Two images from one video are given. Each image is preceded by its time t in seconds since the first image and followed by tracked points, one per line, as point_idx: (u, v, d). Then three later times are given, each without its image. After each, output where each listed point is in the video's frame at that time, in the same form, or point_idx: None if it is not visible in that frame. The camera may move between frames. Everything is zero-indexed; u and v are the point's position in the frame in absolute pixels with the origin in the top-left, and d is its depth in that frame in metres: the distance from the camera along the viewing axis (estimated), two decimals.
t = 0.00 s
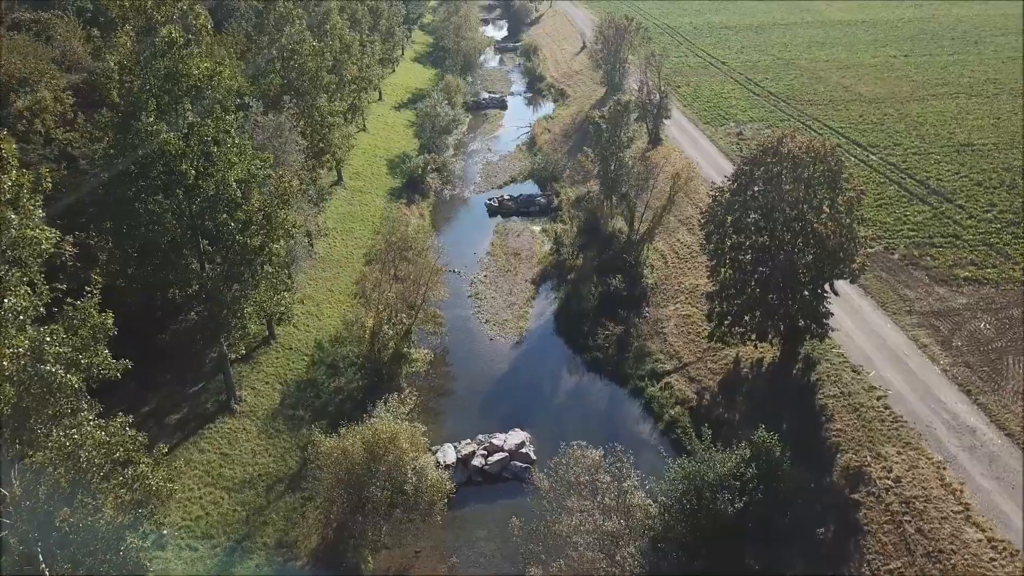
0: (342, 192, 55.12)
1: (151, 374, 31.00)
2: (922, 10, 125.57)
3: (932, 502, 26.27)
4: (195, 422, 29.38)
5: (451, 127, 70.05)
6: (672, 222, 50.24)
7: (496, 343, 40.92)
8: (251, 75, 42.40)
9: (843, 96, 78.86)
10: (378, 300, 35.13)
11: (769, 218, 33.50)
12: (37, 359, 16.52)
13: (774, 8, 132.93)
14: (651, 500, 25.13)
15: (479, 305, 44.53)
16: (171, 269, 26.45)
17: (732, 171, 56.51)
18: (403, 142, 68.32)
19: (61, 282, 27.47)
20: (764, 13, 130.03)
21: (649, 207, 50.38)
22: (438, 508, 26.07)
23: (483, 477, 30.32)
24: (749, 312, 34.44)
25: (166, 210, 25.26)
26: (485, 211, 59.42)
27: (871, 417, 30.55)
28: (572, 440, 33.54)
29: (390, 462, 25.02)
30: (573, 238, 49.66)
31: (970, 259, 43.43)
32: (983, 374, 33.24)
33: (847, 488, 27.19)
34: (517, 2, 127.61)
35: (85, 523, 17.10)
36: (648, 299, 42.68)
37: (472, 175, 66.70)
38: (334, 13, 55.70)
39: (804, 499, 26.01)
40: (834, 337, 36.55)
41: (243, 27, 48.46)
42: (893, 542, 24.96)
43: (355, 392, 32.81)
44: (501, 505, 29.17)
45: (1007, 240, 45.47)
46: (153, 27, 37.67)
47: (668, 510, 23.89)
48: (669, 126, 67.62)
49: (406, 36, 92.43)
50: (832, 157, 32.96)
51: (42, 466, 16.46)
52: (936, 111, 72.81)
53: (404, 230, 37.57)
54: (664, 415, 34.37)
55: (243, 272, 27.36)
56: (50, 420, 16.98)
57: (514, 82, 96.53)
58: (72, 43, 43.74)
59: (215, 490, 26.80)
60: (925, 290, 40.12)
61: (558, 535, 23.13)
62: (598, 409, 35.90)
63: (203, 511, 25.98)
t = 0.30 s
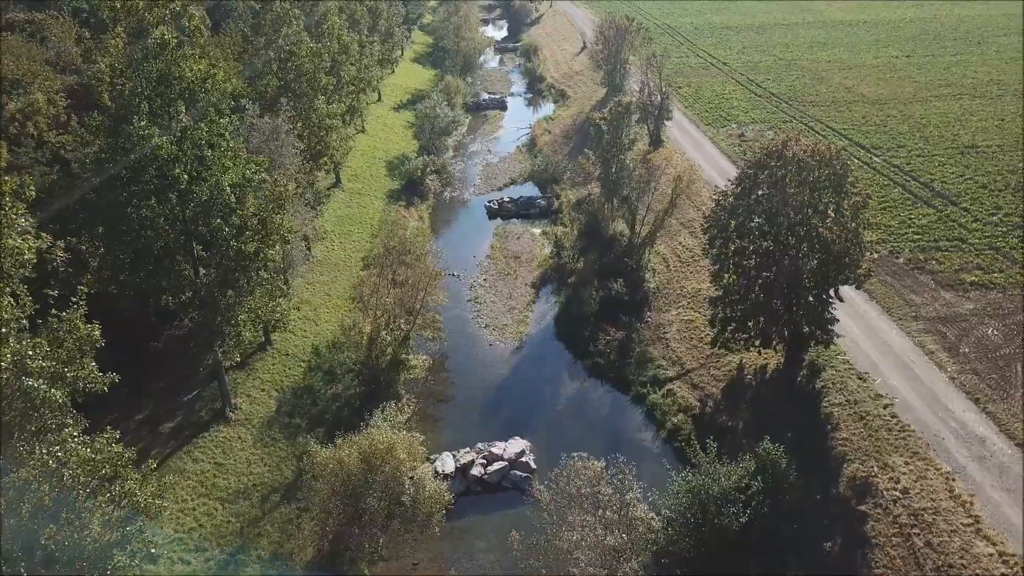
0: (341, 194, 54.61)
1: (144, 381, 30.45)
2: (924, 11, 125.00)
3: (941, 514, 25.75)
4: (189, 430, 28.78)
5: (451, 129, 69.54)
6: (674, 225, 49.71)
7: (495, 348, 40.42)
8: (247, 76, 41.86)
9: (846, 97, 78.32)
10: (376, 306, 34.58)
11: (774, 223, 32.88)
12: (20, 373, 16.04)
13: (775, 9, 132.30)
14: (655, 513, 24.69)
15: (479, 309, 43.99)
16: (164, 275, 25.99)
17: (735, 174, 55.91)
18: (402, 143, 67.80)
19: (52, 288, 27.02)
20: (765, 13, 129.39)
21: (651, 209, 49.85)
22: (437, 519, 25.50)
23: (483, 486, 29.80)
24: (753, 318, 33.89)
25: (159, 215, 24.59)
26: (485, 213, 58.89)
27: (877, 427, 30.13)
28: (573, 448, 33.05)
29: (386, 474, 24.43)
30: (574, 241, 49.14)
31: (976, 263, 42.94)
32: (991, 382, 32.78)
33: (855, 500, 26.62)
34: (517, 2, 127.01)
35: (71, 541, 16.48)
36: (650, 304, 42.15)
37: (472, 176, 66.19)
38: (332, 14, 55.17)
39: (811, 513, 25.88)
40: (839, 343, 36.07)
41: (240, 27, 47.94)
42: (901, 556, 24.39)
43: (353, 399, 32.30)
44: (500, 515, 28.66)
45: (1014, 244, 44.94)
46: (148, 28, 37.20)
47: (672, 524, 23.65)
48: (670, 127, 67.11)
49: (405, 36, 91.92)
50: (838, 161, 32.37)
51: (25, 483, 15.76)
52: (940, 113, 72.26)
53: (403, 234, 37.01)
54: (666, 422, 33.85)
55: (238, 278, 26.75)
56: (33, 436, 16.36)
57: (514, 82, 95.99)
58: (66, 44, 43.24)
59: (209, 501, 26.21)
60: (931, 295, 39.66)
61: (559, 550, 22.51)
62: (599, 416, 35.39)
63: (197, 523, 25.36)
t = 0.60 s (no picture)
0: (339, 197, 54.15)
1: (139, 388, 29.94)
2: (925, 11, 124.64)
3: (950, 526, 25.41)
4: (183, 438, 28.21)
5: (450, 130, 69.09)
6: (675, 228, 49.22)
7: (495, 353, 39.95)
8: (244, 78, 41.41)
9: (848, 98, 77.85)
10: (374, 311, 34.08)
11: (777, 227, 32.40)
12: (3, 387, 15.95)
13: (776, 9, 131.84)
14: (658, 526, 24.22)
15: (478, 314, 43.51)
16: (157, 283, 25.33)
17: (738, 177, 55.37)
18: (401, 145, 67.32)
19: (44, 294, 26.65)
20: (766, 13, 128.93)
21: (652, 212, 49.38)
22: (435, 530, 24.98)
23: (482, 496, 29.32)
24: (757, 324, 33.40)
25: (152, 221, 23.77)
26: (485, 215, 58.43)
27: (883, 435, 29.79)
28: (574, 456, 32.58)
29: (384, 485, 23.87)
30: (574, 244, 48.68)
31: (981, 268, 42.48)
32: (998, 389, 32.40)
33: (861, 510, 26.26)
34: (517, 2, 126.57)
35: (56, 559, 15.94)
36: (651, 308, 41.68)
37: (471, 178, 65.73)
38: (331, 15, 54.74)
39: (816, 526, 25.55)
40: (844, 349, 35.68)
41: (237, 28, 47.50)
42: (909, 569, 24.08)
43: (350, 406, 31.82)
44: (500, 525, 28.21)
45: (1019, 247, 44.48)
46: (142, 29, 36.73)
47: (676, 538, 23.24)
48: (671, 129, 66.66)
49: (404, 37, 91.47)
50: (843, 164, 31.87)
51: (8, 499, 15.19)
52: (943, 114, 71.81)
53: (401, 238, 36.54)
54: (668, 430, 33.38)
55: (233, 284, 26.13)
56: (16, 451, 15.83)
57: (514, 83, 95.53)
58: (61, 46, 42.81)
59: (203, 512, 25.64)
60: (937, 301, 39.25)
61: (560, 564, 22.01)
62: (601, 422, 34.91)
63: (190, 534, 24.76)
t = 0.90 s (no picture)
0: (337, 200, 53.65)
1: (131, 397, 29.35)
2: (927, 11, 124.12)
3: (960, 541, 25.00)
4: (176, 449, 27.60)
5: (450, 132, 68.54)
6: (677, 231, 48.67)
7: (495, 359, 39.36)
8: (239, 81, 40.87)
9: (851, 99, 77.30)
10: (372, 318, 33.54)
11: (782, 233, 31.82)
12: None
13: (777, 9, 131.22)
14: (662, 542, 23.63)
15: (478, 319, 42.94)
16: (149, 291, 24.58)
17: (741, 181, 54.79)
18: (400, 147, 66.77)
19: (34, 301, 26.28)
20: (767, 14, 128.34)
21: (654, 216, 48.84)
22: (432, 544, 24.37)
23: (480, 507, 28.74)
24: (761, 331, 32.84)
25: (143, 227, 23.12)
26: (484, 218, 57.90)
27: (890, 446, 29.38)
28: (575, 466, 31.98)
29: (380, 498, 23.25)
30: (575, 248, 48.14)
31: (988, 272, 41.94)
32: (1007, 398, 31.91)
33: (868, 524, 25.92)
34: (517, 3, 126.08)
35: None
36: (653, 314, 41.13)
37: (471, 180, 65.20)
38: (329, 16, 54.25)
39: (824, 541, 25.33)
40: (849, 356, 35.15)
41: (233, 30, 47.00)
42: None
43: (348, 414, 31.29)
44: (499, 537, 27.64)
45: None
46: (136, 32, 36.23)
47: (679, 554, 22.53)
48: (672, 131, 66.16)
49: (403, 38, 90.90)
50: (849, 169, 31.31)
51: None
52: (946, 116, 71.28)
53: (400, 242, 36.02)
54: (671, 439, 32.84)
55: (226, 293, 25.72)
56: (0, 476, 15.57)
57: (514, 84, 94.99)
58: (54, 47, 42.37)
59: (195, 525, 25.05)
60: (943, 306, 38.72)
61: None
62: (602, 431, 34.31)
63: (182, 548, 24.11)
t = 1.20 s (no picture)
0: (337, 202, 53.21)
1: (127, 405, 28.88)
2: (932, 12, 123.38)
3: (972, 557, 24.98)
4: (172, 458, 27.08)
5: (451, 134, 68.04)
6: (682, 236, 48.09)
7: (496, 366, 38.81)
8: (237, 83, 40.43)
9: (855, 101, 76.68)
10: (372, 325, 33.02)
11: (789, 239, 31.28)
12: None
13: (781, 10, 130.46)
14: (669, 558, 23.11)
15: (479, 324, 42.42)
16: (144, 298, 24.23)
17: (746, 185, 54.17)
18: (401, 149, 66.32)
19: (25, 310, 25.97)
20: (770, 15, 127.55)
21: (658, 220, 48.28)
22: (433, 558, 23.72)
23: (482, 518, 28.22)
24: (767, 338, 32.28)
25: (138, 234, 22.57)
26: (486, 221, 57.41)
27: (900, 457, 29.08)
28: (579, 477, 31.50)
29: (379, 511, 22.66)
30: (578, 252, 47.59)
31: (997, 278, 41.36)
32: (1018, 409, 31.51)
33: (878, 537, 25.91)
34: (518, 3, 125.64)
35: None
36: (658, 319, 40.56)
37: (472, 182, 64.68)
38: (328, 17, 53.79)
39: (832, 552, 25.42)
40: (857, 364, 34.65)
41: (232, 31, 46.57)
42: None
43: (347, 423, 30.74)
44: (501, 550, 27.14)
45: None
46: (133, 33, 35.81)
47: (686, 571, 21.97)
48: (676, 133, 65.61)
49: (404, 39, 90.44)
50: (858, 174, 30.73)
51: None
52: (952, 118, 70.64)
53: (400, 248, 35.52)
54: (675, 448, 32.32)
55: (223, 300, 25.23)
56: None
57: (516, 85, 94.46)
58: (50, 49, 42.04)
59: (191, 537, 24.50)
60: (951, 313, 38.18)
61: None
62: (605, 440, 33.80)
63: (177, 561, 23.54)
